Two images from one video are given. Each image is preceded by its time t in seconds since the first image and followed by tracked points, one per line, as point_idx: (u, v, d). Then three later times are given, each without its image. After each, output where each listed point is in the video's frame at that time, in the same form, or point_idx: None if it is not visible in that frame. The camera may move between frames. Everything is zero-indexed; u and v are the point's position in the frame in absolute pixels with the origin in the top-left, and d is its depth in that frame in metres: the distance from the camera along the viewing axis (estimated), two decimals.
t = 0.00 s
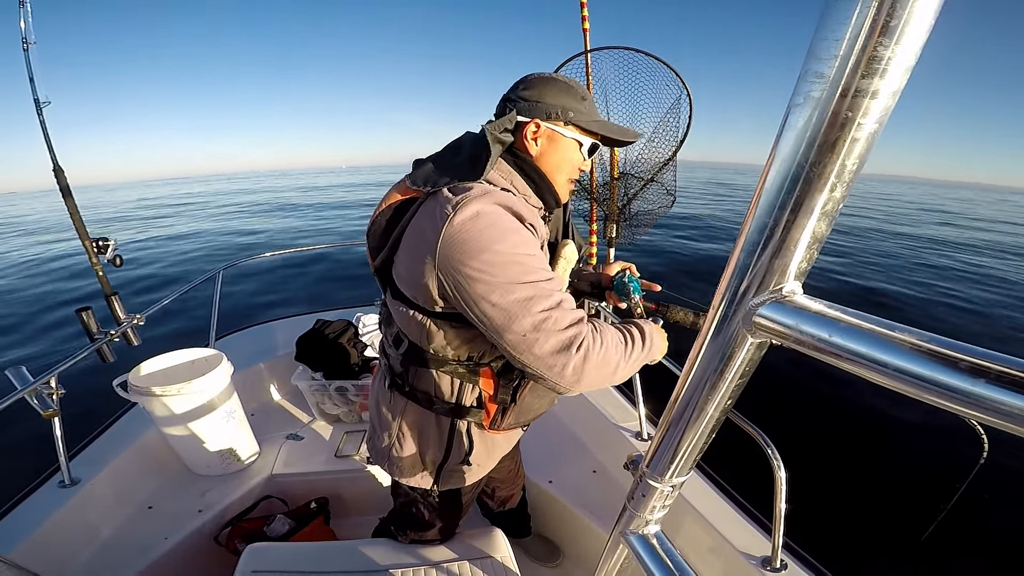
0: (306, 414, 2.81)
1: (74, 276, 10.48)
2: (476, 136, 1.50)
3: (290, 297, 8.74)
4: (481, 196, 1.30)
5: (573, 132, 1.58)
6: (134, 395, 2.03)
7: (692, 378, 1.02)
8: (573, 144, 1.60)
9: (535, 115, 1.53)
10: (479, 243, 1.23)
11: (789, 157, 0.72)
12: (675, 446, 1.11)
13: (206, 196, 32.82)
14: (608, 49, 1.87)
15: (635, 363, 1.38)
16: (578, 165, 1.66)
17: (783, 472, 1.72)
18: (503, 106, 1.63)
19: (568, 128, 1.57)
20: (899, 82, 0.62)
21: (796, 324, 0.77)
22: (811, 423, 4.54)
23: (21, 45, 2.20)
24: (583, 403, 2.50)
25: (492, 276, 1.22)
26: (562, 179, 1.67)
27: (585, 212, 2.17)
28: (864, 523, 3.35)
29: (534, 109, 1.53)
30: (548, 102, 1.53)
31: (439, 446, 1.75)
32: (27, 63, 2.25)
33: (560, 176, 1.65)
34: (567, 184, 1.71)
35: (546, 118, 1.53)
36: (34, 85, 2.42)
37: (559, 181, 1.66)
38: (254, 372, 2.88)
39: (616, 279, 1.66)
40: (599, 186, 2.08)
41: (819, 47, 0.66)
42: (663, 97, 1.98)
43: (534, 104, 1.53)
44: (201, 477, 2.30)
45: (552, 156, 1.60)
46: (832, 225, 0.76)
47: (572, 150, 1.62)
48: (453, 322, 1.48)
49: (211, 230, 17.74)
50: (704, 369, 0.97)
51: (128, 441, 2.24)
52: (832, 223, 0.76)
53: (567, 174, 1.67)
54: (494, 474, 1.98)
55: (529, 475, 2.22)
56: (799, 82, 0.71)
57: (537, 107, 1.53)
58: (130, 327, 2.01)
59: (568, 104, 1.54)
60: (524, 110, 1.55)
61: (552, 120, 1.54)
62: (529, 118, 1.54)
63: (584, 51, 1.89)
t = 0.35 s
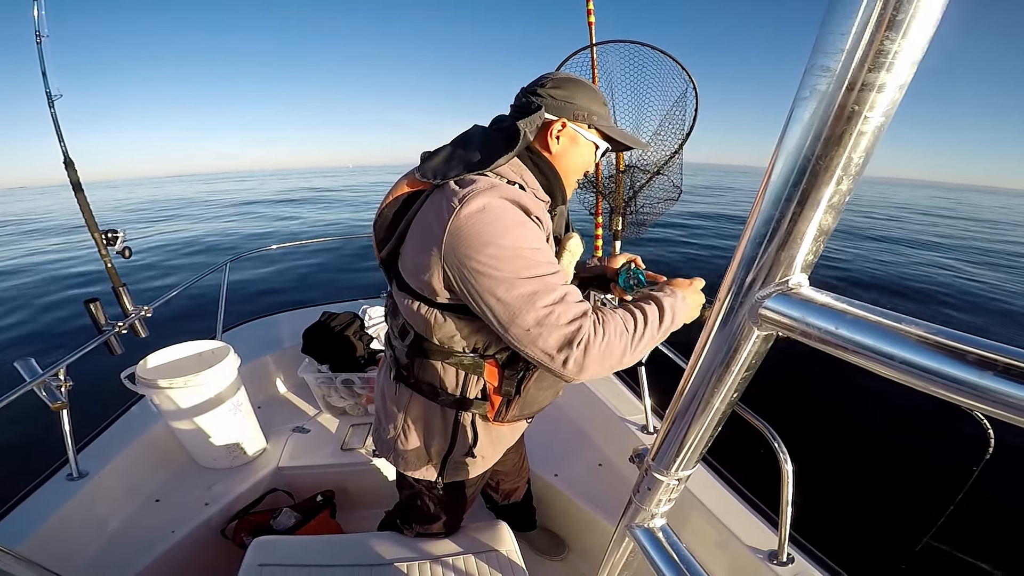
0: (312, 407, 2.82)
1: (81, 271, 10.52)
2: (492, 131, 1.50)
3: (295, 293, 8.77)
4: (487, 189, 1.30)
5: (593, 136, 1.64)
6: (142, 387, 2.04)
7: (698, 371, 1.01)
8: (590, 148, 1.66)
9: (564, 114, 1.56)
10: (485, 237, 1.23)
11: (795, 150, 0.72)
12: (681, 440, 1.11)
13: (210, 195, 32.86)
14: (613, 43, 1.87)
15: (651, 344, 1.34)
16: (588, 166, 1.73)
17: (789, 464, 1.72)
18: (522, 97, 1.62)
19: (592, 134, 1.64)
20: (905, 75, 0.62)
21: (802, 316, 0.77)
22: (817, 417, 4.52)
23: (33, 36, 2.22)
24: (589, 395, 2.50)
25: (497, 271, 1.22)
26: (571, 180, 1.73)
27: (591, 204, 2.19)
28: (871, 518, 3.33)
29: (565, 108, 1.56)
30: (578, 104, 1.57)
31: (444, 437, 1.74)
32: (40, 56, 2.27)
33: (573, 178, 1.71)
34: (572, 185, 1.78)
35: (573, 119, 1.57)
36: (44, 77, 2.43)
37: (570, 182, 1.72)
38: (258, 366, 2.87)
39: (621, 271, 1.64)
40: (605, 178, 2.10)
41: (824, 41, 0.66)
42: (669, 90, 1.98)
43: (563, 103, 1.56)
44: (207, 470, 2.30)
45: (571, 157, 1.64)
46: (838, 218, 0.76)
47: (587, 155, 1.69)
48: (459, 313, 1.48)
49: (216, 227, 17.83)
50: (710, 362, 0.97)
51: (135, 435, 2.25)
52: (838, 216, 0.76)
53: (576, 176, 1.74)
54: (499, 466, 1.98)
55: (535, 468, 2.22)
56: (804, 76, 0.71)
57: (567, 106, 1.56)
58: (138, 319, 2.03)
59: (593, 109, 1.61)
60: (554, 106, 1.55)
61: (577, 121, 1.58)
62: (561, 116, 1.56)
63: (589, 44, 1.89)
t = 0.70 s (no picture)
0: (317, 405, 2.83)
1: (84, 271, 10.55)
2: (491, 130, 1.50)
3: (299, 292, 8.79)
4: (485, 186, 1.31)
5: (594, 134, 1.65)
6: (148, 386, 2.04)
7: (703, 369, 1.01)
8: (592, 146, 1.67)
9: (566, 112, 1.56)
10: (483, 235, 1.23)
11: (802, 149, 0.72)
12: (685, 439, 1.11)
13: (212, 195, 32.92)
14: (619, 42, 1.85)
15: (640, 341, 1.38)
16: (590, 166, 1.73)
17: (795, 463, 1.72)
18: (523, 95, 1.62)
19: (594, 133, 1.65)
20: (913, 73, 0.62)
21: (808, 315, 0.77)
22: (821, 416, 4.51)
23: (36, 34, 2.22)
24: (593, 395, 2.50)
25: (494, 268, 1.22)
26: (574, 179, 1.72)
27: (596, 203, 2.18)
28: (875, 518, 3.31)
29: (567, 106, 1.56)
30: (578, 102, 1.58)
31: (445, 436, 1.75)
32: (41, 54, 2.27)
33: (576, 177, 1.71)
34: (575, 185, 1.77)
35: (575, 118, 1.58)
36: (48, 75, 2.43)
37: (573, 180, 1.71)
38: (263, 364, 2.87)
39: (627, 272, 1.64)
40: (609, 177, 2.08)
41: (831, 39, 0.65)
42: (675, 88, 1.97)
43: (564, 103, 1.56)
44: (213, 469, 2.31)
45: (574, 155, 1.64)
46: (844, 217, 0.76)
47: (590, 154, 1.70)
48: (457, 313, 1.47)
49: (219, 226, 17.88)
50: (716, 361, 0.97)
51: (140, 433, 2.26)
52: (844, 215, 0.76)
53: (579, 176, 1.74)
54: (503, 465, 1.99)
55: (539, 467, 2.22)
56: (811, 75, 0.70)
57: (568, 104, 1.56)
58: (144, 317, 2.03)
59: (594, 107, 1.61)
60: (554, 103, 1.55)
61: (579, 120, 1.58)
62: (563, 113, 1.56)
63: (594, 43, 1.88)
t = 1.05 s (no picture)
0: (314, 415, 2.82)
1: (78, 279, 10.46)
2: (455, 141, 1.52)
3: (296, 299, 8.79)
4: (453, 199, 1.32)
5: (538, 133, 1.55)
6: (142, 395, 2.04)
7: (699, 379, 1.01)
8: (542, 147, 1.57)
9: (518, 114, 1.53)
10: (452, 245, 1.24)
11: (798, 159, 0.72)
12: (682, 449, 1.10)
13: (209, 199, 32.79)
14: (616, 52, 1.85)
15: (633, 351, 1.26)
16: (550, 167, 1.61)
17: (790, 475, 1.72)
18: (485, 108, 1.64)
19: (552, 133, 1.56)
20: (908, 83, 0.62)
21: (804, 326, 0.76)
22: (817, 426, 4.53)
23: (30, 46, 2.21)
24: (590, 406, 2.51)
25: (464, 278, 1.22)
26: (541, 184, 1.64)
27: (592, 214, 2.16)
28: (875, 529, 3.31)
29: (505, 109, 1.53)
30: (516, 101, 1.52)
31: (427, 444, 1.73)
32: (34, 66, 2.26)
33: (535, 181, 1.62)
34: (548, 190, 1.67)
35: (509, 118, 1.54)
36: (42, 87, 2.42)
37: (534, 186, 1.63)
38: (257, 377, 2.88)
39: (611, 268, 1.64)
40: (606, 188, 2.07)
41: (827, 50, 0.65)
42: (672, 98, 1.98)
43: (500, 105, 1.54)
44: (211, 479, 2.32)
45: (522, 159, 1.58)
46: (840, 228, 0.76)
47: (553, 156, 1.60)
48: (433, 324, 1.50)
49: (217, 232, 17.84)
50: (711, 371, 0.96)
51: (137, 443, 2.26)
52: (840, 226, 0.75)
53: (547, 181, 1.64)
54: (495, 475, 1.99)
55: (535, 477, 2.22)
56: (807, 85, 0.70)
57: (503, 107, 1.53)
58: (139, 328, 2.02)
59: (542, 105, 1.53)
60: (497, 110, 1.56)
61: (516, 120, 1.53)
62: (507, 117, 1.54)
63: (590, 54, 1.87)
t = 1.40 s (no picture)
0: (317, 419, 2.83)
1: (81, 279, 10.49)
2: (465, 144, 1.51)
3: (298, 300, 8.80)
4: (463, 205, 1.32)
5: (539, 134, 1.54)
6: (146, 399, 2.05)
7: (703, 383, 1.01)
8: (544, 148, 1.56)
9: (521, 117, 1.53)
10: (460, 250, 1.24)
11: (802, 163, 0.71)
12: (686, 453, 1.10)
13: (211, 199, 32.80)
14: (619, 56, 1.84)
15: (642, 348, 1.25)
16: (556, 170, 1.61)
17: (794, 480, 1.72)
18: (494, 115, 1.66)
19: (554, 134, 1.54)
20: (912, 88, 0.62)
21: (808, 331, 0.76)
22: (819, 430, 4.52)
23: (35, 50, 2.22)
24: (594, 411, 2.51)
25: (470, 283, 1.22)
26: (546, 187, 1.62)
27: (595, 218, 2.18)
28: (878, 534, 3.30)
29: (507, 113, 1.54)
30: (518, 103, 1.52)
31: (430, 448, 1.73)
32: (38, 70, 2.26)
33: (539, 183, 1.61)
34: (554, 192, 1.65)
35: (512, 122, 1.55)
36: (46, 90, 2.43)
37: (539, 188, 1.62)
38: (262, 379, 2.88)
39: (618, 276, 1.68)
40: (609, 191, 2.08)
41: (831, 53, 0.65)
42: (676, 102, 1.98)
43: (503, 109, 1.55)
44: (213, 483, 2.31)
45: (524, 161, 1.58)
46: (845, 232, 0.75)
47: (557, 157, 1.58)
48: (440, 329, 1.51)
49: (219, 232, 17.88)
50: (715, 375, 0.96)
51: (141, 446, 2.26)
52: (844, 231, 0.75)
53: (552, 183, 1.63)
54: (498, 479, 1.99)
55: (539, 481, 2.22)
56: (811, 88, 0.70)
57: (506, 111, 1.54)
58: (143, 332, 2.03)
59: (546, 106, 1.52)
60: (500, 114, 1.57)
61: (518, 123, 1.54)
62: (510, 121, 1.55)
63: (593, 57, 1.87)
